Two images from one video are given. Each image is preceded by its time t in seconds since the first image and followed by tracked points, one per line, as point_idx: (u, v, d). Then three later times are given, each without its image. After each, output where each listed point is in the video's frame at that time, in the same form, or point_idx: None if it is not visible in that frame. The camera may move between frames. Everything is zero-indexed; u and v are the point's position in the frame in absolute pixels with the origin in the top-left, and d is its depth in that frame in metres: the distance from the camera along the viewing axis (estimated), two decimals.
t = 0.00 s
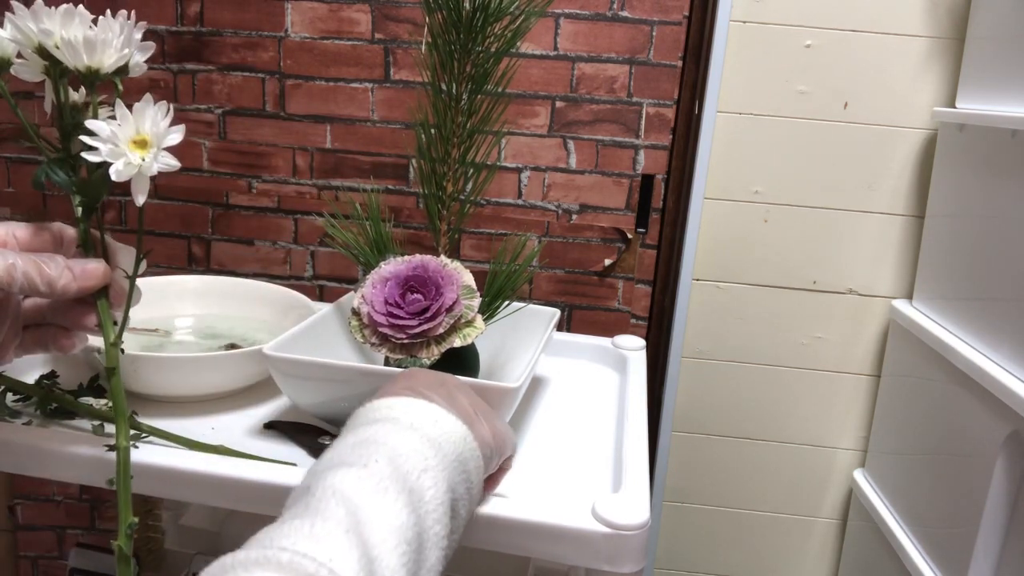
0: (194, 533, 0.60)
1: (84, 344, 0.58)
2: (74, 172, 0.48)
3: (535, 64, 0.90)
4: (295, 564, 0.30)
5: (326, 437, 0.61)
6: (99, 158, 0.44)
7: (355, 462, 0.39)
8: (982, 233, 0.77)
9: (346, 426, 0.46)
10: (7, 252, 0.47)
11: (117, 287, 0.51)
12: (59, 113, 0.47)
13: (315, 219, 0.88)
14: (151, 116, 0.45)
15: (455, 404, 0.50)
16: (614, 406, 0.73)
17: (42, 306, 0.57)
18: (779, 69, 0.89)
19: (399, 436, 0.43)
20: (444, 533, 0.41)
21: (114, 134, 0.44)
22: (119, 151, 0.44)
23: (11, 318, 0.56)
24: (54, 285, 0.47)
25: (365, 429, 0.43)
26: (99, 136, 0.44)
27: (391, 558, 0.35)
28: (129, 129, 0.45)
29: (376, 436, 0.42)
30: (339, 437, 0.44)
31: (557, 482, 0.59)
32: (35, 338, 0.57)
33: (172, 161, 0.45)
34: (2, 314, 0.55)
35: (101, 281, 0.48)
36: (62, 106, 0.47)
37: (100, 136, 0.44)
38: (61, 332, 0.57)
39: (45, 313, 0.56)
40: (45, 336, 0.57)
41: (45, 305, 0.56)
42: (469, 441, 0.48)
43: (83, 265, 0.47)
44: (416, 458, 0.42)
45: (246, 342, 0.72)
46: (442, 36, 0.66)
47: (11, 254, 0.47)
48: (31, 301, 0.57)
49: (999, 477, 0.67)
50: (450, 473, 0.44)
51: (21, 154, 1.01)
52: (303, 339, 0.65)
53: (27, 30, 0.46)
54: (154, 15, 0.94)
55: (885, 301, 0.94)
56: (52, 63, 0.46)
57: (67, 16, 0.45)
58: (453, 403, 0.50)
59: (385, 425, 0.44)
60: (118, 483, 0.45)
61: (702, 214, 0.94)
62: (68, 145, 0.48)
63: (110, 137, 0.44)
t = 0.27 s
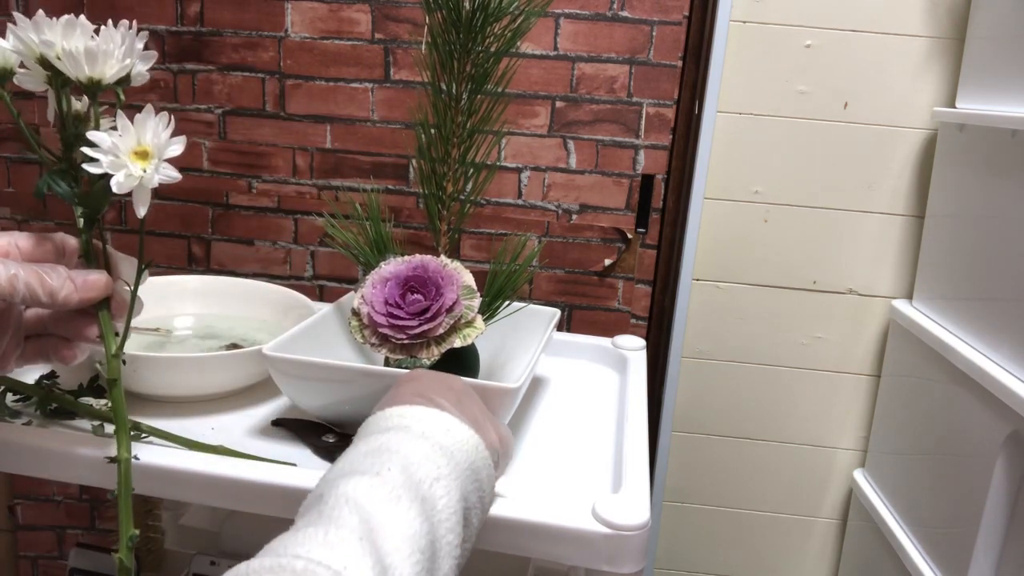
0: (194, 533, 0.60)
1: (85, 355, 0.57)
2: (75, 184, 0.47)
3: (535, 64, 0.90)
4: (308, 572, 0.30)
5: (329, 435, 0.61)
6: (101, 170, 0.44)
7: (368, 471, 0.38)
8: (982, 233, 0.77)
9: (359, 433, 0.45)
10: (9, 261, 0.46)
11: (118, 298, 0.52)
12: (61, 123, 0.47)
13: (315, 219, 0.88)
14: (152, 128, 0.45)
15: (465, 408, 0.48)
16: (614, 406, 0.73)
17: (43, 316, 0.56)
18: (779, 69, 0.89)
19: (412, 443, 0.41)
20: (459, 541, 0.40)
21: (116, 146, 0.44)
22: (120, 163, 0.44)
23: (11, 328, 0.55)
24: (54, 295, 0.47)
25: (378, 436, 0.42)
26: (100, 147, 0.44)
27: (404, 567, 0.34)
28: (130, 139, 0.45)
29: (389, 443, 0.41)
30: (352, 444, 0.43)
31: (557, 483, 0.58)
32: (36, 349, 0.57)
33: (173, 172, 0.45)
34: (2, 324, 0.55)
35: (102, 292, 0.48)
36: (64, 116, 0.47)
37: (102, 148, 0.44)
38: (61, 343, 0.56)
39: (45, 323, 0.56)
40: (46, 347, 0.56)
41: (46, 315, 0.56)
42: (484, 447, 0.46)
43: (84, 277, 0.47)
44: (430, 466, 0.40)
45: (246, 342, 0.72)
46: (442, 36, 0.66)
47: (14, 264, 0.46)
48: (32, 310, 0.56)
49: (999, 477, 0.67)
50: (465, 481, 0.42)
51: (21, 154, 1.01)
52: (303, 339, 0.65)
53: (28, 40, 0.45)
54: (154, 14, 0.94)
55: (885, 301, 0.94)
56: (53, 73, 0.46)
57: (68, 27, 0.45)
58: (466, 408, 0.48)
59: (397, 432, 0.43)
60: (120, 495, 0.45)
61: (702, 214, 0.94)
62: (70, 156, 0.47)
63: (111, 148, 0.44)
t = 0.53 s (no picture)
0: (194, 533, 0.60)
1: (86, 367, 0.56)
2: (76, 197, 0.47)
3: (535, 64, 0.90)
4: None
5: (333, 434, 0.61)
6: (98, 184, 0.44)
7: (381, 479, 0.36)
8: (982, 233, 0.77)
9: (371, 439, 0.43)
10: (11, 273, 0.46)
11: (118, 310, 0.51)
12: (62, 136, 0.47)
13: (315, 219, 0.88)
14: (151, 141, 0.45)
15: (478, 414, 0.46)
16: (615, 406, 0.73)
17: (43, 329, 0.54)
18: (779, 70, 0.89)
19: (426, 451, 0.39)
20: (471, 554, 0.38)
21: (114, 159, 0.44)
22: (118, 176, 0.44)
23: (11, 340, 0.53)
24: (54, 307, 0.46)
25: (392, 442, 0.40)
26: (99, 161, 0.43)
27: None
28: (129, 152, 0.44)
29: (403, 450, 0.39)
30: (364, 451, 0.41)
31: (557, 483, 0.58)
32: (35, 361, 0.55)
33: (171, 185, 0.45)
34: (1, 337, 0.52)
35: (103, 305, 0.48)
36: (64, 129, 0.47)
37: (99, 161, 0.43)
38: (61, 355, 0.55)
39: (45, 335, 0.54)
40: (45, 359, 0.55)
41: (46, 327, 0.54)
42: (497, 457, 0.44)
43: (85, 290, 0.47)
44: (445, 476, 0.38)
45: (246, 342, 0.72)
46: (442, 36, 0.66)
47: (16, 275, 0.46)
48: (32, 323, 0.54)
49: (999, 477, 0.67)
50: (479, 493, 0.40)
51: (21, 155, 1.01)
52: (303, 338, 0.65)
53: (29, 55, 0.45)
54: (154, 14, 0.94)
55: (885, 301, 0.94)
56: (54, 87, 0.46)
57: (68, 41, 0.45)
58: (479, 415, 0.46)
59: (410, 438, 0.40)
60: (119, 507, 0.44)
61: (702, 214, 0.94)
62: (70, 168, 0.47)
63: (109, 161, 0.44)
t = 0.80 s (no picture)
0: (194, 533, 0.60)
1: (88, 374, 0.55)
2: (81, 206, 0.47)
3: (535, 64, 0.90)
4: None
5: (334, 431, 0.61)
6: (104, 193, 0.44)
7: (405, 487, 0.36)
8: (982, 234, 0.77)
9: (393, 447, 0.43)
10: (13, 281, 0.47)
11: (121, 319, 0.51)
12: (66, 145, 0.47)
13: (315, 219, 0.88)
14: (156, 151, 0.44)
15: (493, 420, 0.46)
16: (615, 407, 0.73)
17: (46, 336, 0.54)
18: (779, 70, 0.89)
19: (450, 459, 0.39)
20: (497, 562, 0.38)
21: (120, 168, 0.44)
22: (123, 185, 0.44)
23: (14, 348, 0.53)
24: (58, 315, 0.46)
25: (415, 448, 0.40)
26: (104, 170, 0.43)
27: None
28: (134, 161, 0.44)
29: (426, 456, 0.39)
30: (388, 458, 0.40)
31: (557, 483, 0.58)
32: (38, 368, 0.55)
33: (176, 195, 0.45)
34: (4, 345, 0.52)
35: (106, 313, 0.48)
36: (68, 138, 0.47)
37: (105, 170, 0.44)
38: (64, 363, 0.55)
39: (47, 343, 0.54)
40: (48, 367, 0.55)
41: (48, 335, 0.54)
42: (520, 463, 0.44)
43: (88, 298, 0.47)
44: (470, 484, 0.38)
45: (246, 342, 0.72)
46: (443, 36, 0.66)
47: (19, 283, 0.46)
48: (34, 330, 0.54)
49: (999, 477, 0.67)
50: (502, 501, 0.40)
51: (21, 155, 1.01)
52: (302, 338, 0.65)
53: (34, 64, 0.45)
54: (154, 14, 0.94)
55: (885, 301, 0.94)
56: (59, 97, 0.45)
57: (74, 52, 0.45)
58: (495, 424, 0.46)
59: (434, 445, 0.40)
60: (120, 512, 0.44)
61: (702, 214, 0.94)
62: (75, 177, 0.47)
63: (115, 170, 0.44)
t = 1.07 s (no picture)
0: (194, 533, 0.60)
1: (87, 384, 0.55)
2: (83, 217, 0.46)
3: (535, 64, 0.90)
4: None
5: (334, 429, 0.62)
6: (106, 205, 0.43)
7: (431, 467, 0.35)
8: (982, 233, 0.77)
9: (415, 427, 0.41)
10: (14, 291, 0.47)
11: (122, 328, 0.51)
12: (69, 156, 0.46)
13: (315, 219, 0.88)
14: (159, 163, 0.44)
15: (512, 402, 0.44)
16: (615, 407, 0.73)
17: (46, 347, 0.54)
18: (779, 70, 0.89)
19: (475, 437, 0.38)
20: (524, 545, 0.37)
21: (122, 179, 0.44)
22: (125, 197, 0.43)
23: (14, 358, 0.53)
24: (58, 325, 0.46)
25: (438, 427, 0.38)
26: (106, 181, 0.43)
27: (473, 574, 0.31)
28: (136, 173, 0.44)
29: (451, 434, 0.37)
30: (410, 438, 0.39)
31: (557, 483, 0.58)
32: (38, 378, 0.55)
33: (177, 208, 0.45)
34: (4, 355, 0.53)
35: (108, 323, 0.47)
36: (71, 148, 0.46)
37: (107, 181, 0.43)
38: (65, 372, 0.55)
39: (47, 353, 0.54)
40: (48, 376, 0.55)
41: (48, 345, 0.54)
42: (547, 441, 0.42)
43: (89, 308, 0.46)
44: (496, 463, 0.37)
45: (246, 342, 0.73)
46: (442, 36, 0.66)
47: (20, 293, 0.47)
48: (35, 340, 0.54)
49: (999, 477, 0.67)
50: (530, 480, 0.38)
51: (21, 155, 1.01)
52: (302, 338, 0.65)
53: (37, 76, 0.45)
54: (154, 14, 0.94)
55: (885, 301, 0.94)
56: (62, 108, 0.45)
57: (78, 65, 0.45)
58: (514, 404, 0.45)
59: (458, 425, 0.39)
60: (118, 517, 0.44)
61: (702, 214, 0.94)
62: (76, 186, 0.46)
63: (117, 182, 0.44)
